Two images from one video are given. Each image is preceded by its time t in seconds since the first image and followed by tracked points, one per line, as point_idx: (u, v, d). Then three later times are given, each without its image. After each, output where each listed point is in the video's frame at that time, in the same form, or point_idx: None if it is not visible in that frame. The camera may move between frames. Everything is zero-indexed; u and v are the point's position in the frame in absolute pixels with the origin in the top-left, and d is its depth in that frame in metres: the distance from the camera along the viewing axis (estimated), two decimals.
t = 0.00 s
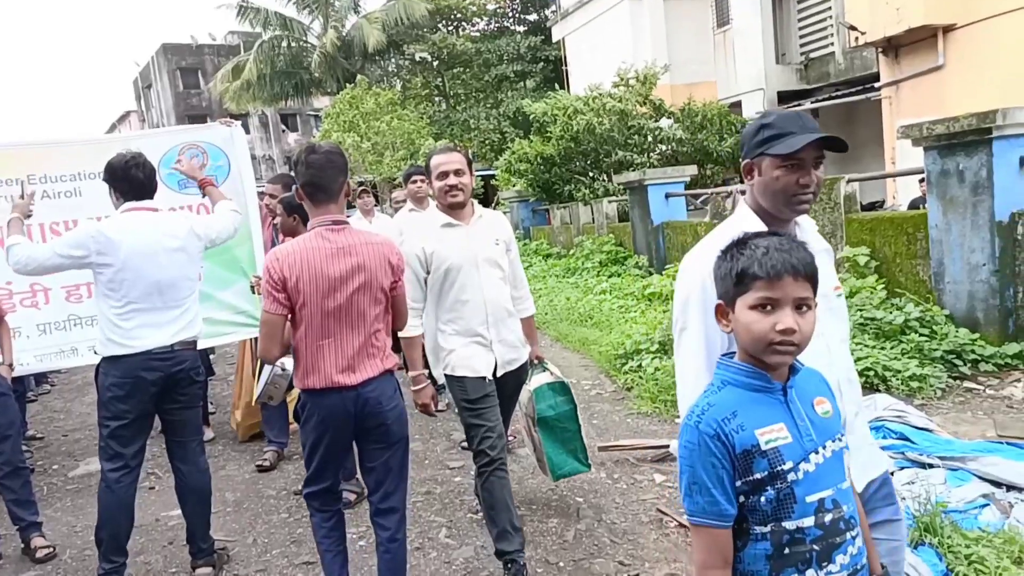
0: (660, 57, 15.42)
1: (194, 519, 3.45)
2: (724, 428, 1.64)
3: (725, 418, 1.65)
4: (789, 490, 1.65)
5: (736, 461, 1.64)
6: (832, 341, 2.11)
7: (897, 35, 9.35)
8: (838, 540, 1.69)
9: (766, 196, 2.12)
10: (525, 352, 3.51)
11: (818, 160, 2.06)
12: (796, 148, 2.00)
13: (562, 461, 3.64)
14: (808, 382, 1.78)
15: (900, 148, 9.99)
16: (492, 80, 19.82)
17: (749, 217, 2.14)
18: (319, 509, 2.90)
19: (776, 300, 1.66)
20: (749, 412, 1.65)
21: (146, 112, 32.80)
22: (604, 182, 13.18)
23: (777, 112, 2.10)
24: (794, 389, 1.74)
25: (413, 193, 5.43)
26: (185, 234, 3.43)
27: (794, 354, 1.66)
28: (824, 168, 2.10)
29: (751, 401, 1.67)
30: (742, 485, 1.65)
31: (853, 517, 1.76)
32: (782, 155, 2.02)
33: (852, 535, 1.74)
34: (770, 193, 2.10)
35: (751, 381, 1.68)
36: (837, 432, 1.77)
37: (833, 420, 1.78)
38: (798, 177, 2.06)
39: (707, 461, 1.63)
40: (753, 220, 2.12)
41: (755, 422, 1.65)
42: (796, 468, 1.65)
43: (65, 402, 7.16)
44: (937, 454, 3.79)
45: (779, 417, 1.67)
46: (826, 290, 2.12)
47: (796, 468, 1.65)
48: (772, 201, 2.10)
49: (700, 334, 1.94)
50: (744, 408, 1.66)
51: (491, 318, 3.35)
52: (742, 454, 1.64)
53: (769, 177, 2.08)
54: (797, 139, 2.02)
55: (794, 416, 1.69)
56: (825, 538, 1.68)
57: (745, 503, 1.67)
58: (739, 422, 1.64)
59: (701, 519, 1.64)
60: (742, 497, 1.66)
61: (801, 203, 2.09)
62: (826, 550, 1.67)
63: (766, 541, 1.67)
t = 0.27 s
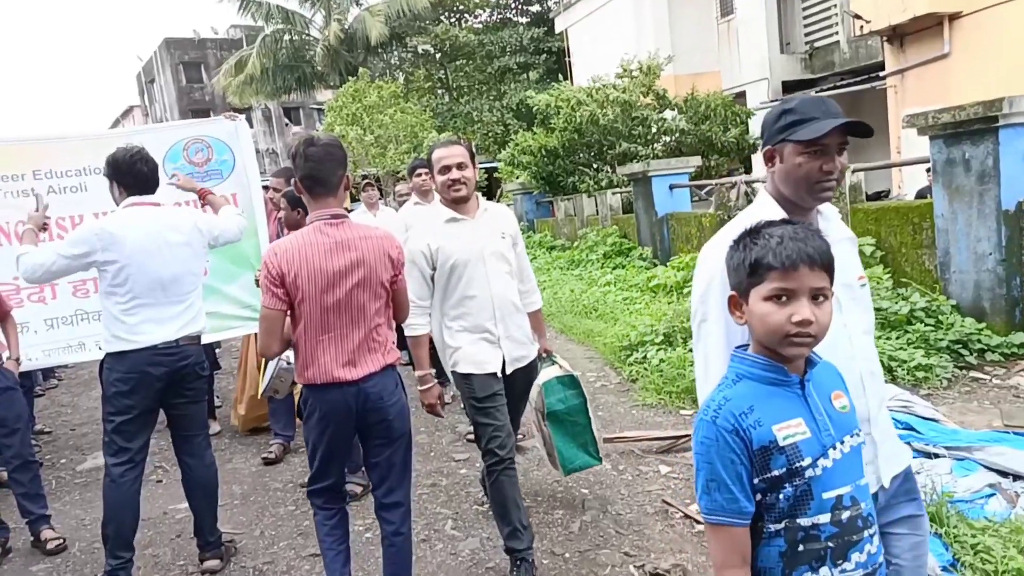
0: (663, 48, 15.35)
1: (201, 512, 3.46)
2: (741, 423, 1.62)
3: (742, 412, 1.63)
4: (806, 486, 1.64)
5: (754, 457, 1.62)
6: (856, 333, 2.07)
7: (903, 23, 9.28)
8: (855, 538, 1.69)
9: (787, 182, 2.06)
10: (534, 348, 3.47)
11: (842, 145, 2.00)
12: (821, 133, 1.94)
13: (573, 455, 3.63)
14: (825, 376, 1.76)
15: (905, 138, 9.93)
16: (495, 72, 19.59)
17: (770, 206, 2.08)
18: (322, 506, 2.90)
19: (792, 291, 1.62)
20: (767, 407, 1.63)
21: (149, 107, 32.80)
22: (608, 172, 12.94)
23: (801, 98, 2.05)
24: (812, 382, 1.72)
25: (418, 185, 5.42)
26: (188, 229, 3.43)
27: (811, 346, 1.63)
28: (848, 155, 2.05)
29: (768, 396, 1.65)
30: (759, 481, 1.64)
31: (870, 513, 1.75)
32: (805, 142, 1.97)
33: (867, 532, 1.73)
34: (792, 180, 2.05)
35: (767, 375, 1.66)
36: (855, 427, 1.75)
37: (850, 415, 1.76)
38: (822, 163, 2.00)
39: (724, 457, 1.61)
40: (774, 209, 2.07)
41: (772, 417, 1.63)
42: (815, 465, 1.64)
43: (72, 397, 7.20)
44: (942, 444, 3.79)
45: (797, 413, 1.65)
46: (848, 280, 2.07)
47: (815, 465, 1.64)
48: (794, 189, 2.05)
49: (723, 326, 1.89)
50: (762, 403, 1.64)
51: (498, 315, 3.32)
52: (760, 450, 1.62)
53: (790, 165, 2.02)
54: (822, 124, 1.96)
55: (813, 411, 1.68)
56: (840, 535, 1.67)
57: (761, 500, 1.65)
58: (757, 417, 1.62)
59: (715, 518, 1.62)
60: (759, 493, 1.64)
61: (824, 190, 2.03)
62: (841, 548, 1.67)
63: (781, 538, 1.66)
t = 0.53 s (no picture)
0: (671, 43, 15.31)
1: (213, 511, 3.49)
2: (764, 421, 1.60)
3: (764, 411, 1.61)
4: (827, 487, 1.62)
5: (776, 457, 1.60)
6: (887, 330, 2.06)
7: (913, 16, 9.21)
8: (876, 541, 1.66)
9: (816, 175, 2.03)
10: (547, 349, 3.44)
11: (871, 136, 1.98)
12: (851, 122, 1.92)
13: (588, 455, 3.56)
14: (847, 374, 1.75)
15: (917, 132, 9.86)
16: (502, 69, 19.68)
17: (796, 195, 2.06)
18: (331, 512, 2.89)
19: (815, 286, 1.59)
20: (789, 405, 1.61)
21: (159, 107, 32.98)
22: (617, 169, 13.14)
23: (828, 86, 2.02)
24: (834, 380, 1.71)
25: (428, 184, 5.42)
26: (197, 228, 3.45)
27: (835, 341, 1.59)
28: (878, 146, 2.03)
29: (791, 394, 1.63)
30: (780, 482, 1.62)
31: (892, 516, 1.73)
32: (834, 131, 1.94)
33: (889, 535, 1.71)
34: (820, 172, 2.01)
35: (789, 372, 1.64)
36: (877, 427, 1.74)
37: (872, 415, 1.75)
38: (852, 154, 1.97)
39: (746, 456, 1.58)
40: (800, 201, 2.04)
41: (795, 416, 1.61)
42: (838, 465, 1.62)
43: (86, 396, 7.26)
44: (954, 441, 3.77)
45: (820, 412, 1.63)
46: (876, 275, 2.05)
47: (837, 466, 1.62)
48: (821, 180, 2.02)
49: (747, 322, 1.87)
50: (784, 402, 1.61)
51: (509, 313, 3.30)
52: (782, 449, 1.60)
53: (818, 156, 1.99)
54: (853, 113, 1.93)
55: (836, 411, 1.66)
56: (860, 538, 1.65)
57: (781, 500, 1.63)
58: (779, 415, 1.60)
59: (735, 518, 1.59)
60: (779, 493, 1.62)
61: (853, 181, 2.00)
62: (861, 551, 1.65)
63: (799, 540, 1.65)
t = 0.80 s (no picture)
0: (679, 42, 15.27)
1: (222, 512, 3.51)
2: (784, 421, 1.57)
3: (784, 410, 1.58)
4: (846, 489, 1.60)
5: (796, 457, 1.58)
6: (914, 327, 2.04)
7: (922, 13, 9.15)
8: (895, 545, 1.64)
9: (841, 169, 2.01)
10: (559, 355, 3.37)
11: (900, 130, 1.97)
12: (879, 116, 1.91)
13: (602, 457, 3.58)
14: (867, 375, 1.72)
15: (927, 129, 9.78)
16: (510, 69, 19.58)
17: (821, 192, 2.05)
18: (337, 522, 2.87)
19: (839, 283, 1.57)
20: (809, 405, 1.59)
21: (168, 110, 33.16)
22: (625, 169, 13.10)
23: (856, 78, 2.01)
24: (855, 380, 1.68)
25: (436, 185, 5.42)
26: (204, 229, 3.47)
27: (859, 340, 1.57)
28: (906, 140, 2.01)
29: (811, 394, 1.60)
30: (798, 483, 1.60)
31: (912, 520, 1.70)
32: (861, 126, 1.93)
33: (910, 539, 1.68)
34: (847, 166, 2.00)
35: (810, 371, 1.61)
36: (897, 428, 1.71)
37: (893, 416, 1.72)
38: (879, 149, 1.96)
39: (766, 457, 1.56)
40: (825, 196, 2.04)
41: (816, 417, 1.58)
42: (858, 468, 1.60)
43: (97, 397, 7.31)
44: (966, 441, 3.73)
45: (842, 412, 1.61)
46: (905, 272, 2.04)
47: (858, 468, 1.60)
48: (847, 175, 2.00)
49: (769, 319, 1.87)
50: (804, 402, 1.59)
51: (519, 315, 3.25)
52: (802, 450, 1.58)
53: (845, 150, 1.98)
54: (881, 107, 1.92)
55: (858, 412, 1.63)
56: (878, 543, 1.63)
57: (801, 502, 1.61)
58: (800, 416, 1.58)
59: (755, 519, 1.57)
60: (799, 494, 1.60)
61: (879, 176, 1.99)
62: (879, 555, 1.63)
63: (816, 543, 1.64)
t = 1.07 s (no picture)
0: (682, 41, 15.26)
1: (225, 511, 3.51)
2: (801, 423, 1.54)
3: (800, 413, 1.55)
4: (862, 494, 1.58)
5: (812, 461, 1.55)
6: (934, 323, 1.99)
7: (926, 10, 9.11)
8: (911, 551, 1.63)
9: (862, 163, 1.97)
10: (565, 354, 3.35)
11: (923, 126, 1.93)
12: (903, 111, 1.86)
13: (611, 460, 3.50)
14: (884, 377, 1.70)
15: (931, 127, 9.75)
16: (512, 68, 19.45)
17: (840, 187, 2.01)
18: (337, 524, 2.85)
19: (859, 283, 1.55)
20: (826, 408, 1.56)
21: (171, 109, 33.22)
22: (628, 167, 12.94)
23: (879, 69, 1.96)
24: (872, 383, 1.65)
25: (441, 184, 5.41)
26: (204, 228, 3.47)
27: (877, 341, 1.55)
28: (928, 136, 1.97)
29: (828, 396, 1.58)
30: (814, 487, 1.58)
31: (928, 525, 1.69)
32: (885, 120, 1.88)
33: (926, 544, 1.67)
34: (868, 161, 1.96)
35: (826, 373, 1.58)
36: (913, 431, 1.70)
37: (910, 418, 1.70)
38: (901, 144, 1.92)
39: (783, 460, 1.53)
40: (844, 192, 2.00)
41: (833, 420, 1.56)
42: (874, 472, 1.58)
43: (101, 396, 7.33)
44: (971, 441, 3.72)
45: (859, 415, 1.59)
46: (927, 267, 2.02)
47: (875, 473, 1.58)
48: (868, 171, 1.96)
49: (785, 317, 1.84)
50: (821, 404, 1.56)
51: (524, 314, 3.23)
52: (818, 454, 1.55)
53: (867, 144, 1.93)
54: (905, 102, 1.87)
55: (875, 414, 1.61)
56: (893, 548, 1.61)
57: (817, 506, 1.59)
58: (816, 418, 1.55)
59: (771, 524, 1.53)
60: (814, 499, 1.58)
61: (900, 173, 1.95)
62: (895, 561, 1.61)
63: (830, 547, 1.62)
